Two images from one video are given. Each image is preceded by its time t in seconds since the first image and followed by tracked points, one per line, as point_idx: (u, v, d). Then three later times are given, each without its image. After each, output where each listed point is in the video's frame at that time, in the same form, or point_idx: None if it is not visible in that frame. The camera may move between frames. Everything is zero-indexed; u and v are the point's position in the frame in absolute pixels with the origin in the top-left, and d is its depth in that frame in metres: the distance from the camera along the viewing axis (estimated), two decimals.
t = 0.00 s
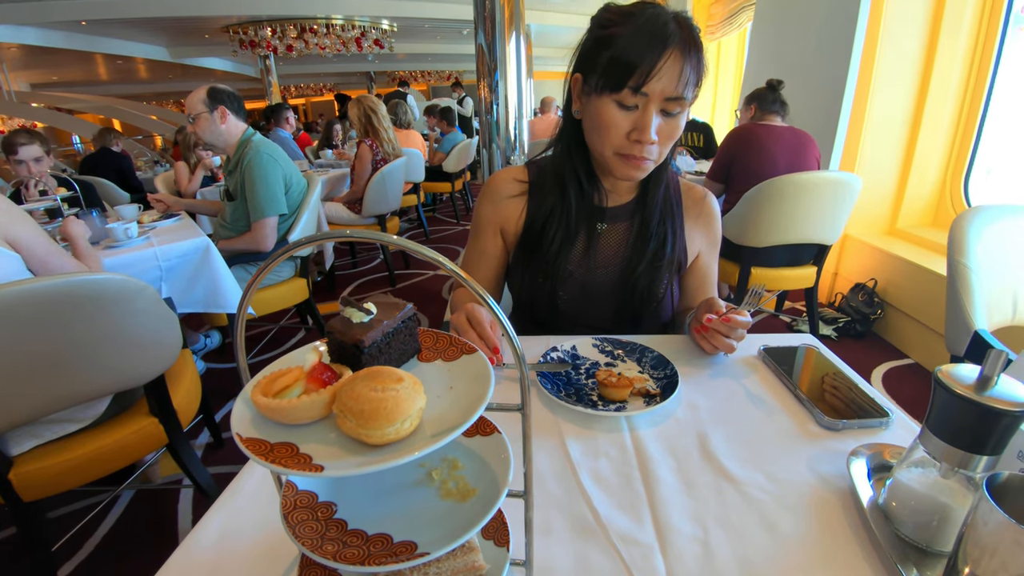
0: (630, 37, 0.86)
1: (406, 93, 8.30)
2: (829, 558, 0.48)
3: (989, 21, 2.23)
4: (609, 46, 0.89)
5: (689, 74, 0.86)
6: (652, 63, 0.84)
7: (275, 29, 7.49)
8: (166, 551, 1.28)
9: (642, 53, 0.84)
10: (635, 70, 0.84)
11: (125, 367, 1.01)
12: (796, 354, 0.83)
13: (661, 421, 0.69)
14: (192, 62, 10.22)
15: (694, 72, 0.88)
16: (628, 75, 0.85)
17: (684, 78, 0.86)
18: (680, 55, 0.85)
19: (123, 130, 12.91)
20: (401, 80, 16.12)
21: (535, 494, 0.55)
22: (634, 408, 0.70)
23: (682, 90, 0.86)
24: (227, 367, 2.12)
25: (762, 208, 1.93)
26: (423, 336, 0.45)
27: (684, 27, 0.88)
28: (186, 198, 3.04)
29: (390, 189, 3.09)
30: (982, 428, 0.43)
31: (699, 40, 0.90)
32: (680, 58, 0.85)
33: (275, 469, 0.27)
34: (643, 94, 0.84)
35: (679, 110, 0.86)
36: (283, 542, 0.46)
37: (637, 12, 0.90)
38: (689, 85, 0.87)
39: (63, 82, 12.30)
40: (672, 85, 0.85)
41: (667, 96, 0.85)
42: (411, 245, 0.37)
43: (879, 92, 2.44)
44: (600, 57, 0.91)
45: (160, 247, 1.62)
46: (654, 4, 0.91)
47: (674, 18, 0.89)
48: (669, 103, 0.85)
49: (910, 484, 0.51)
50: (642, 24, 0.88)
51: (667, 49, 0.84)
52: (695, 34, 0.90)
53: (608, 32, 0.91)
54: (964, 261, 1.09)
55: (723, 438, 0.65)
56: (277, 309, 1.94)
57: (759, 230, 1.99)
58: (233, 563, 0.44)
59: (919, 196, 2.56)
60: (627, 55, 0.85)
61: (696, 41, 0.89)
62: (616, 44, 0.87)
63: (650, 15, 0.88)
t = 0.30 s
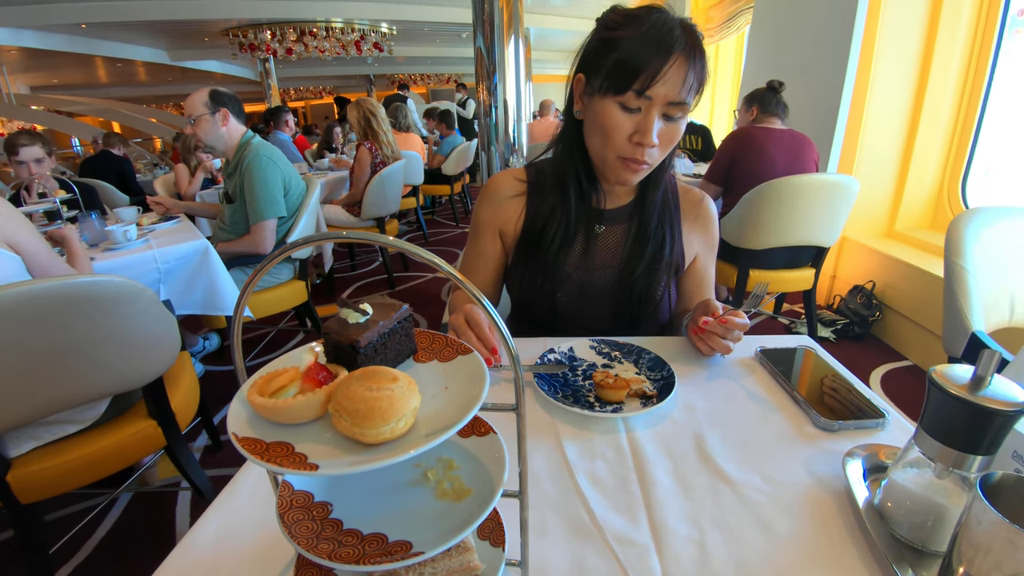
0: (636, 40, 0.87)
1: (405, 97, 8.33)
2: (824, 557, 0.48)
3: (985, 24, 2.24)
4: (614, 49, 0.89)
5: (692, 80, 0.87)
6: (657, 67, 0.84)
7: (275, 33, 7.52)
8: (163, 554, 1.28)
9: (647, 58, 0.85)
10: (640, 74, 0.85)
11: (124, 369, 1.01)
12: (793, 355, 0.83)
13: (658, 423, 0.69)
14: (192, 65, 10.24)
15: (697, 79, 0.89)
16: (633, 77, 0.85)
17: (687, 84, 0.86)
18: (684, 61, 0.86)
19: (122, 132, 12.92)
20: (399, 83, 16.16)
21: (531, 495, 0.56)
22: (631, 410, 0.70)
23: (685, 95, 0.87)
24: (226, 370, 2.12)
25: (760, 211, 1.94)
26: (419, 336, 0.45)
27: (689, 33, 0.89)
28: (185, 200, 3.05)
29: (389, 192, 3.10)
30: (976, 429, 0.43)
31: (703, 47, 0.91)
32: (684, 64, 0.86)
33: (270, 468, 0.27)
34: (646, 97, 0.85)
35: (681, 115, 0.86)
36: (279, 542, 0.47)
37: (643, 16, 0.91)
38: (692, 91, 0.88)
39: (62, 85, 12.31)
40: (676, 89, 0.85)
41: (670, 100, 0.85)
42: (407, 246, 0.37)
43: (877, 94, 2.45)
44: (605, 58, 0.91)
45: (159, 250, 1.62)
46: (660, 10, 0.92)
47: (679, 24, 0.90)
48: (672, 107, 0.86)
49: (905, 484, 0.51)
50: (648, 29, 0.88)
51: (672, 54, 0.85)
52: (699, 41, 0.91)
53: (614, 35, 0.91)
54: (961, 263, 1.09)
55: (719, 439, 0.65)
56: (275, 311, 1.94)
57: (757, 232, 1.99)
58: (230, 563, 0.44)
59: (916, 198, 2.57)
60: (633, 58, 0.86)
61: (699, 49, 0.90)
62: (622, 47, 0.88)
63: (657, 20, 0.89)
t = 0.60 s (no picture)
0: (638, 42, 0.87)
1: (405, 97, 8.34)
2: (825, 559, 0.48)
3: (985, 26, 2.25)
4: (617, 50, 0.90)
5: (694, 83, 0.87)
6: (659, 69, 0.84)
7: (274, 33, 7.53)
8: (163, 555, 1.28)
9: (648, 60, 0.85)
10: (642, 76, 0.85)
11: (124, 370, 1.01)
12: (794, 357, 0.83)
13: (659, 424, 0.69)
14: (192, 66, 10.24)
15: (699, 81, 0.89)
16: (635, 79, 0.85)
17: (689, 86, 0.86)
18: (686, 63, 0.86)
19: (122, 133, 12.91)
20: (399, 84, 16.18)
21: (532, 496, 0.56)
22: (631, 411, 0.70)
23: (687, 98, 0.87)
24: (225, 371, 2.12)
25: (759, 212, 1.94)
26: (420, 339, 0.45)
27: (691, 36, 0.89)
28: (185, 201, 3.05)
29: (389, 192, 3.10)
30: (975, 431, 0.43)
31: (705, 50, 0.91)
32: (686, 66, 0.86)
33: (272, 472, 0.27)
34: (648, 99, 0.85)
35: (682, 117, 0.86)
36: (281, 543, 0.47)
37: (646, 18, 0.91)
38: (694, 93, 0.88)
39: (62, 86, 12.31)
40: (678, 92, 0.85)
41: (671, 102, 0.85)
42: (409, 249, 0.37)
43: (877, 96, 2.45)
44: (607, 60, 0.92)
45: (158, 251, 1.62)
46: (663, 12, 0.92)
47: (682, 26, 0.90)
48: (673, 110, 0.86)
49: (906, 486, 0.51)
50: (651, 31, 0.88)
51: (673, 56, 0.85)
52: (701, 43, 0.91)
53: (616, 37, 0.92)
54: (961, 264, 1.10)
55: (719, 441, 0.65)
56: (276, 312, 1.94)
57: (757, 233, 1.99)
58: (231, 563, 0.44)
59: (916, 199, 2.57)
60: (635, 60, 0.86)
61: (701, 51, 0.90)
62: (624, 49, 0.88)
63: (660, 22, 0.89)
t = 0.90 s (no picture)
0: (635, 41, 0.87)
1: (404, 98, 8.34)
2: (824, 557, 0.48)
3: (984, 26, 2.25)
4: (614, 49, 0.90)
5: (691, 81, 0.87)
6: (656, 67, 0.85)
7: (273, 33, 7.52)
8: (162, 556, 1.28)
9: (646, 59, 0.85)
10: (640, 74, 0.85)
11: (123, 370, 1.01)
12: (793, 357, 0.83)
13: (658, 424, 0.69)
14: (191, 66, 10.24)
15: (696, 79, 0.89)
16: (633, 78, 0.86)
17: (687, 84, 0.86)
18: (683, 61, 0.86)
19: (121, 133, 12.90)
20: (398, 84, 16.19)
21: (532, 496, 0.56)
22: (631, 411, 0.70)
23: (685, 96, 0.87)
24: (225, 371, 2.11)
25: (758, 212, 1.95)
26: (420, 338, 0.45)
27: (688, 34, 0.89)
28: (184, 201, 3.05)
29: (388, 193, 3.10)
30: (974, 431, 0.44)
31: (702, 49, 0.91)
32: (682, 64, 0.86)
33: (272, 472, 0.27)
34: (646, 97, 0.85)
35: (681, 115, 0.86)
36: (280, 543, 0.47)
37: (643, 17, 0.91)
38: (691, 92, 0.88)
39: (61, 85, 12.29)
40: (675, 90, 0.85)
41: (669, 101, 0.85)
42: (409, 249, 0.37)
43: (876, 96, 2.46)
44: (604, 59, 0.92)
45: (156, 250, 1.62)
46: (660, 11, 0.92)
47: (679, 25, 0.90)
48: (672, 108, 0.86)
49: (905, 485, 0.51)
50: (648, 30, 0.89)
51: (671, 55, 0.86)
52: (698, 42, 0.91)
53: (613, 36, 0.92)
54: (960, 264, 1.10)
55: (719, 441, 0.65)
56: (275, 313, 1.94)
57: (756, 233, 1.99)
58: (231, 563, 0.44)
59: (915, 199, 2.58)
60: (633, 58, 0.86)
61: (699, 49, 0.90)
62: (622, 48, 0.88)
63: (657, 21, 0.89)
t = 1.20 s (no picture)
0: (629, 43, 0.88)
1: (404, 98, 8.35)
2: (820, 556, 0.49)
3: (981, 28, 2.26)
4: (607, 51, 0.90)
5: (686, 81, 0.87)
6: (650, 68, 0.85)
7: (272, 33, 7.52)
8: (162, 556, 1.28)
9: (639, 60, 0.85)
10: (635, 75, 0.85)
11: (123, 370, 1.01)
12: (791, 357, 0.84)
13: (656, 424, 0.69)
14: (191, 66, 10.23)
15: (691, 79, 0.89)
16: (627, 80, 0.86)
17: (682, 84, 0.87)
18: (677, 61, 0.86)
19: (120, 133, 12.88)
20: (397, 84, 16.19)
21: (531, 495, 0.56)
22: (629, 411, 0.71)
23: (680, 96, 0.87)
24: (224, 371, 2.12)
25: (756, 213, 1.95)
26: (420, 338, 0.45)
27: (682, 35, 0.90)
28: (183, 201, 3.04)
29: (387, 193, 3.10)
30: (969, 431, 0.44)
31: (696, 49, 0.92)
32: (677, 64, 0.86)
33: (275, 470, 0.28)
34: (640, 98, 0.85)
35: (677, 116, 0.86)
36: (281, 543, 0.47)
37: (636, 18, 0.91)
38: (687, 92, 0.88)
39: (59, 85, 12.27)
40: (670, 91, 0.86)
41: (663, 102, 0.85)
42: (410, 250, 0.37)
43: (873, 97, 2.47)
44: (599, 61, 0.92)
45: (156, 251, 1.62)
46: (654, 12, 0.93)
47: (672, 26, 0.90)
48: (668, 109, 0.86)
49: (901, 484, 0.51)
50: (641, 31, 0.89)
51: (665, 55, 0.86)
52: (693, 42, 0.91)
53: (607, 38, 0.92)
54: (957, 265, 1.10)
55: (717, 440, 0.66)
56: (275, 313, 1.94)
57: (754, 233, 2.00)
58: (232, 563, 0.45)
59: (913, 200, 2.58)
60: (627, 60, 0.87)
61: (693, 50, 0.90)
62: (615, 50, 0.89)
63: (650, 22, 0.90)
